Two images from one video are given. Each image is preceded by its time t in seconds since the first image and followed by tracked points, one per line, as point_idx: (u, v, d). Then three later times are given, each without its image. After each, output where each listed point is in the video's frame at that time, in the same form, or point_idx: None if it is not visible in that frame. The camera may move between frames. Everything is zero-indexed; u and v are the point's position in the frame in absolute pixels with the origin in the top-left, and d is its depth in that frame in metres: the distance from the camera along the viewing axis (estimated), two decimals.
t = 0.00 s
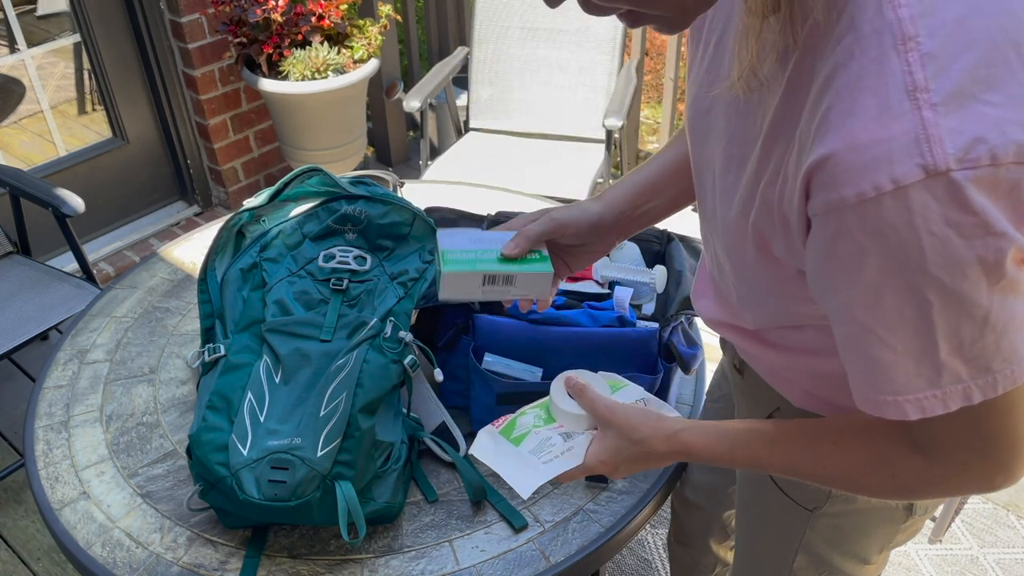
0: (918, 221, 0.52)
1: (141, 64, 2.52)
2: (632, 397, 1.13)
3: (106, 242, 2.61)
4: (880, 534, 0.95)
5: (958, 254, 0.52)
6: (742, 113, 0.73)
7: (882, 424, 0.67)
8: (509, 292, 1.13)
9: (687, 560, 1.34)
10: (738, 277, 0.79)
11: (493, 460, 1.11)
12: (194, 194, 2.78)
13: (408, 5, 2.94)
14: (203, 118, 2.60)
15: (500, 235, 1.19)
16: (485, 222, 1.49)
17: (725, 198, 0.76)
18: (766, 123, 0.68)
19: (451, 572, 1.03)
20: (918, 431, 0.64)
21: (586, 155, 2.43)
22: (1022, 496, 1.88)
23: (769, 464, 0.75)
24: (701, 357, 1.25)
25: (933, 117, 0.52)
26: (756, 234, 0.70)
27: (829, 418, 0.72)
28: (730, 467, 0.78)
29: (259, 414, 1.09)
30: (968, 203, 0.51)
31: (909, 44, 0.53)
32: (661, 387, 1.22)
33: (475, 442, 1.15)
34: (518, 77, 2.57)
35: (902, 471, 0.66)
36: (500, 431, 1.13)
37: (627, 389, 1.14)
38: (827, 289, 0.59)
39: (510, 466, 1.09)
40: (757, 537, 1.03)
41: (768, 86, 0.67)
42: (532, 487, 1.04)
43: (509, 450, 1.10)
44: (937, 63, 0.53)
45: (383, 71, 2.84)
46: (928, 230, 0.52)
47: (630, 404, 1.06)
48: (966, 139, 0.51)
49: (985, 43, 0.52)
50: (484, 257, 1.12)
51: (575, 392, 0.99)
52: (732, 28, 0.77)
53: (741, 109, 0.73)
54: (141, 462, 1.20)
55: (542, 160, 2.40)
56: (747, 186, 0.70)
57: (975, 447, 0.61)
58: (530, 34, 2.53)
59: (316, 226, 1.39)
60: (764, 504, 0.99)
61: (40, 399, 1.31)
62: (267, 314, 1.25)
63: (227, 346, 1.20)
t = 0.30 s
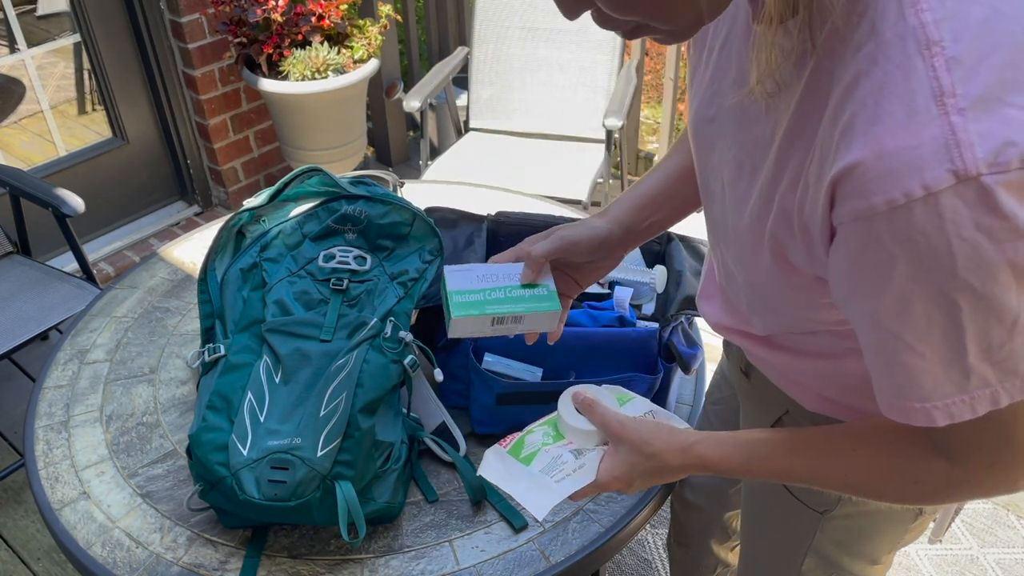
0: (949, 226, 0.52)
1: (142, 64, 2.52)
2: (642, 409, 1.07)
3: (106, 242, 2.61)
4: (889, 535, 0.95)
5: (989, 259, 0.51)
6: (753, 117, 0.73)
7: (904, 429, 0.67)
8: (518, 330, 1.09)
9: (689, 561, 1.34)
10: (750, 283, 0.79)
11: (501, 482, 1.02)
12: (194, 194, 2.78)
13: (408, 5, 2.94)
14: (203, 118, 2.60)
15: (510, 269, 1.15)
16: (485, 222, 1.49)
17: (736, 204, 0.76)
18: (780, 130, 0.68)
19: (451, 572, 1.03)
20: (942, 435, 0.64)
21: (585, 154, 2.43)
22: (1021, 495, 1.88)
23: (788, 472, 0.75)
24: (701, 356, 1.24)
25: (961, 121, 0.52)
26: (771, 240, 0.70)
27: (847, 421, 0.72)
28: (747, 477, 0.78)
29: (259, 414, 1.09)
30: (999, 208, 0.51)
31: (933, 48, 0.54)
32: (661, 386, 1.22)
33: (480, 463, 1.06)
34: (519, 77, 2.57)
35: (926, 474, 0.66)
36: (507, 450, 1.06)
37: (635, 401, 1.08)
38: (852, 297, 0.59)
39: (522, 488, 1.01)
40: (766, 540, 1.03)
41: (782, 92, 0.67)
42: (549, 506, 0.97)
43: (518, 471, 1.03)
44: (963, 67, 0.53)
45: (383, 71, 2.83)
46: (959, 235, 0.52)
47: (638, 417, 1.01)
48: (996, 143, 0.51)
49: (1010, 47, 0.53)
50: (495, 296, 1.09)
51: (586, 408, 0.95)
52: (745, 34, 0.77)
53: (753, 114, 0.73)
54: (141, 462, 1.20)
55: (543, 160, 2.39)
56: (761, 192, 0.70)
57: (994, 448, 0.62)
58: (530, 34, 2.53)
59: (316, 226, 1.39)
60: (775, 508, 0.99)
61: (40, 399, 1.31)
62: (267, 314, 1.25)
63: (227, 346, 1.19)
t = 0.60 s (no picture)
0: (957, 230, 0.52)
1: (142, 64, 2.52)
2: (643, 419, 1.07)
3: (106, 242, 2.61)
4: (891, 535, 0.95)
5: (997, 263, 0.51)
6: (755, 120, 0.73)
7: (910, 431, 0.67)
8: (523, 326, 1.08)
9: (690, 561, 1.34)
10: (754, 286, 0.79)
11: (507, 497, 1.01)
12: (194, 194, 2.78)
13: (408, 5, 2.94)
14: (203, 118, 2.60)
15: (515, 265, 1.15)
16: (485, 223, 1.49)
17: (739, 207, 0.76)
18: (783, 133, 0.68)
19: (452, 572, 1.03)
20: (950, 438, 0.64)
21: (585, 155, 2.42)
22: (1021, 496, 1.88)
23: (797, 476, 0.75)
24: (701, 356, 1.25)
25: (967, 126, 0.52)
26: (777, 245, 0.70)
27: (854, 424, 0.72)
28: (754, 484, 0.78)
29: (259, 414, 1.09)
30: (1007, 212, 0.51)
31: (938, 53, 0.54)
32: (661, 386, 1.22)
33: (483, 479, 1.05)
34: (518, 77, 2.57)
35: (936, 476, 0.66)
36: (510, 464, 1.04)
37: (636, 411, 1.08)
38: (861, 302, 0.59)
39: (528, 503, 0.99)
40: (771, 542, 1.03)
41: (783, 96, 0.68)
42: (557, 521, 0.95)
43: (522, 485, 1.01)
44: (969, 72, 0.53)
45: (383, 71, 2.83)
46: (966, 239, 0.52)
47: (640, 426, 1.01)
48: (1002, 148, 0.51)
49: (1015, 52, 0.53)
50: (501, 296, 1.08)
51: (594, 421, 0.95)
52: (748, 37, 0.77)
53: (754, 116, 0.73)
54: (141, 462, 1.20)
55: (543, 160, 2.39)
56: (766, 195, 0.70)
57: (1001, 451, 0.62)
58: (530, 34, 2.53)
59: (316, 226, 1.39)
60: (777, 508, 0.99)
61: (40, 399, 1.31)
62: (267, 314, 1.25)
63: (227, 346, 1.20)
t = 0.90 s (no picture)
0: (949, 231, 0.52)
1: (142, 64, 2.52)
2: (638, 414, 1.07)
3: (106, 242, 2.61)
4: (889, 533, 0.95)
5: (989, 263, 0.51)
6: (752, 121, 0.73)
7: (904, 429, 0.67)
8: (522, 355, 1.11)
9: (688, 561, 1.34)
10: (751, 286, 0.79)
11: (502, 490, 1.00)
12: (194, 194, 2.78)
13: (408, 5, 2.94)
14: (203, 118, 2.60)
15: (515, 295, 1.15)
16: (485, 223, 1.49)
17: (737, 208, 0.76)
18: (779, 134, 0.68)
19: (452, 572, 1.03)
20: (944, 437, 0.64)
21: (585, 155, 2.43)
22: (1021, 496, 1.88)
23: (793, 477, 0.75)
24: (701, 356, 1.24)
25: (959, 127, 0.52)
26: (772, 245, 0.70)
27: (851, 423, 0.72)
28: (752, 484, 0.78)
29: (259, 414, 1.09)
30: (999, 213, 0.51)
31: (931, 54, 0.54)
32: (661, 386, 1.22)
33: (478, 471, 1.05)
34: (518, 77, 2.57)
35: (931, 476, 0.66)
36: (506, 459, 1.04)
37: (631, 408, 1.08)
38: (854, 302, 0.59)
39: (523, 497, 0.98)
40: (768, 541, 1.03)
41: (778, 97, 0.68)
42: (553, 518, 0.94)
43: (518, 480, 1.01)
44: (961, 73, 0.53)
45: (383, 71, 2.83)
46: (957, 240, 0.52)
47: (637, 424, 1.01)
48: (994, 148, 0.51)
49: (1008, 52, 0.53)
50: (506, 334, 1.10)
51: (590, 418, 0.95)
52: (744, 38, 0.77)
53: (751, 118, 0.73)
54: (141, 462, 1.20)
55: (542, 160, 2.39)
56: (762, 195, 0.70)
57: (996, 449, 0.62)
58: (529, 34, 2.53)
59: (316, 226, 1.39)
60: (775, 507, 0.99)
61: (41, 399, 1.31)
62: (267, 314, 1.25)
63: (227, 346, 1.19)
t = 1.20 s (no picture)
0: (943, 229, 0.52)
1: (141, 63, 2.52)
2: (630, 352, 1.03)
3: (106, 242, 2.61)
4: (889, 531, 0.95)
5: (982, 261, 0.52)
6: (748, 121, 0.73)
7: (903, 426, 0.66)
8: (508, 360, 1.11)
9: (688, 561, 1.34)
10: (750, 286, 0.79)
11: (490, 439, 0.92)
12: (194, 194, 2.78)
13: (408, 5, 2.95)
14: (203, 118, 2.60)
15: (514, 301, 1.12)
16: (485, 223, 1.50)
17: (733, 208, 0.76)
18: (774, 134, 0.68)
19: (451, 573, 1.03)
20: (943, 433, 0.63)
21: (585, 155, 2.43)
22: (1021, 496, 1.88)
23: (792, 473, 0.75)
24: (701, 355, 1.24)
25: (952, 126, 0.52)
26: (768, 245, 0.70)
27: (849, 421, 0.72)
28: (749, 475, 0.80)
29: (259, 415, 1.09)
30: (992, 211, 0.51)
31: (924, 53, 0.54)
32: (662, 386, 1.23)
33: (462, 401, 0.94)
34: (518, 78, 2.57)
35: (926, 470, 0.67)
36: (497, 397, 0.94)
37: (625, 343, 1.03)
38: (850, 301, 0.59)
39: (513, 456, 0.91)
40: (766, 539, 1.03)
41: (772, 98, 0.68)
42: (547, 489, 0.91)
43: (510, 430, 0.93)
44: (953, 72, 0.53)
45: (382, 71, 2.83)
46: (952, 238, 0.52)
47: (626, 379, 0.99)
48: (987, 147, 0.51)
49: (1000, 51, 0.53)
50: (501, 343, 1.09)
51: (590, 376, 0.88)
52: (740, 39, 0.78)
53: (747, 118, 0.73)
54: (141, 462, 1.20)
55: (542, 160, 2.39)
56: (758, 196, 0.70)
57: (993, 449, 0.62)
58: (529, 35, 2.53)
59: (316, 226, 1.39)
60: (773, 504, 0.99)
61: (41, 399, 1.31)
62: (267, 314, 1.25)
63: (227, 346, 1.19)
